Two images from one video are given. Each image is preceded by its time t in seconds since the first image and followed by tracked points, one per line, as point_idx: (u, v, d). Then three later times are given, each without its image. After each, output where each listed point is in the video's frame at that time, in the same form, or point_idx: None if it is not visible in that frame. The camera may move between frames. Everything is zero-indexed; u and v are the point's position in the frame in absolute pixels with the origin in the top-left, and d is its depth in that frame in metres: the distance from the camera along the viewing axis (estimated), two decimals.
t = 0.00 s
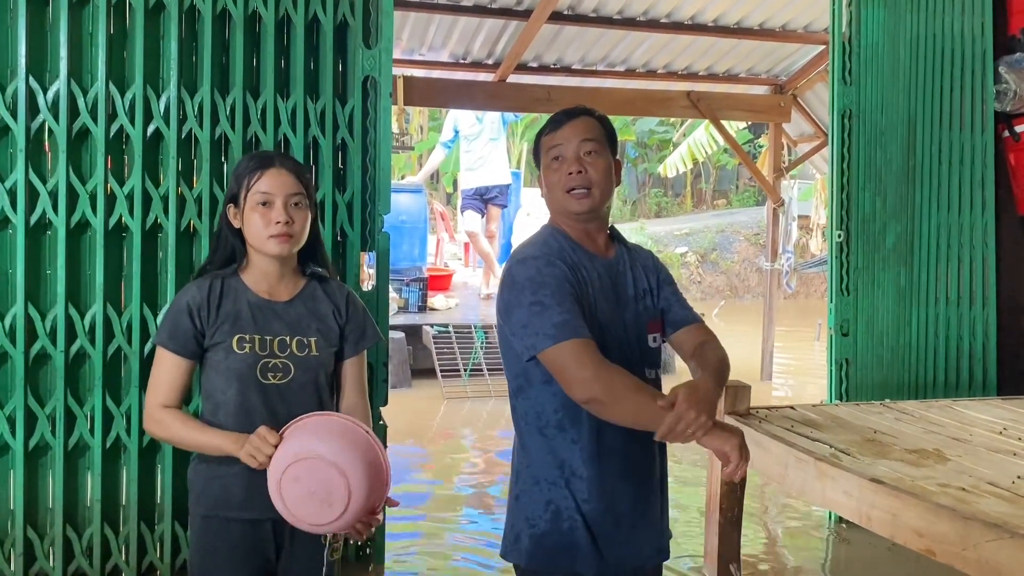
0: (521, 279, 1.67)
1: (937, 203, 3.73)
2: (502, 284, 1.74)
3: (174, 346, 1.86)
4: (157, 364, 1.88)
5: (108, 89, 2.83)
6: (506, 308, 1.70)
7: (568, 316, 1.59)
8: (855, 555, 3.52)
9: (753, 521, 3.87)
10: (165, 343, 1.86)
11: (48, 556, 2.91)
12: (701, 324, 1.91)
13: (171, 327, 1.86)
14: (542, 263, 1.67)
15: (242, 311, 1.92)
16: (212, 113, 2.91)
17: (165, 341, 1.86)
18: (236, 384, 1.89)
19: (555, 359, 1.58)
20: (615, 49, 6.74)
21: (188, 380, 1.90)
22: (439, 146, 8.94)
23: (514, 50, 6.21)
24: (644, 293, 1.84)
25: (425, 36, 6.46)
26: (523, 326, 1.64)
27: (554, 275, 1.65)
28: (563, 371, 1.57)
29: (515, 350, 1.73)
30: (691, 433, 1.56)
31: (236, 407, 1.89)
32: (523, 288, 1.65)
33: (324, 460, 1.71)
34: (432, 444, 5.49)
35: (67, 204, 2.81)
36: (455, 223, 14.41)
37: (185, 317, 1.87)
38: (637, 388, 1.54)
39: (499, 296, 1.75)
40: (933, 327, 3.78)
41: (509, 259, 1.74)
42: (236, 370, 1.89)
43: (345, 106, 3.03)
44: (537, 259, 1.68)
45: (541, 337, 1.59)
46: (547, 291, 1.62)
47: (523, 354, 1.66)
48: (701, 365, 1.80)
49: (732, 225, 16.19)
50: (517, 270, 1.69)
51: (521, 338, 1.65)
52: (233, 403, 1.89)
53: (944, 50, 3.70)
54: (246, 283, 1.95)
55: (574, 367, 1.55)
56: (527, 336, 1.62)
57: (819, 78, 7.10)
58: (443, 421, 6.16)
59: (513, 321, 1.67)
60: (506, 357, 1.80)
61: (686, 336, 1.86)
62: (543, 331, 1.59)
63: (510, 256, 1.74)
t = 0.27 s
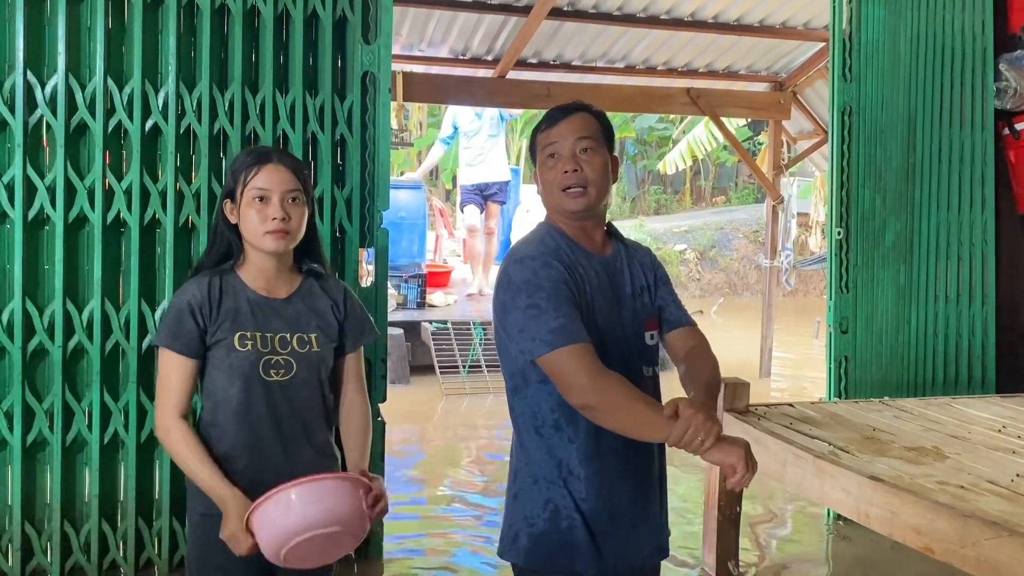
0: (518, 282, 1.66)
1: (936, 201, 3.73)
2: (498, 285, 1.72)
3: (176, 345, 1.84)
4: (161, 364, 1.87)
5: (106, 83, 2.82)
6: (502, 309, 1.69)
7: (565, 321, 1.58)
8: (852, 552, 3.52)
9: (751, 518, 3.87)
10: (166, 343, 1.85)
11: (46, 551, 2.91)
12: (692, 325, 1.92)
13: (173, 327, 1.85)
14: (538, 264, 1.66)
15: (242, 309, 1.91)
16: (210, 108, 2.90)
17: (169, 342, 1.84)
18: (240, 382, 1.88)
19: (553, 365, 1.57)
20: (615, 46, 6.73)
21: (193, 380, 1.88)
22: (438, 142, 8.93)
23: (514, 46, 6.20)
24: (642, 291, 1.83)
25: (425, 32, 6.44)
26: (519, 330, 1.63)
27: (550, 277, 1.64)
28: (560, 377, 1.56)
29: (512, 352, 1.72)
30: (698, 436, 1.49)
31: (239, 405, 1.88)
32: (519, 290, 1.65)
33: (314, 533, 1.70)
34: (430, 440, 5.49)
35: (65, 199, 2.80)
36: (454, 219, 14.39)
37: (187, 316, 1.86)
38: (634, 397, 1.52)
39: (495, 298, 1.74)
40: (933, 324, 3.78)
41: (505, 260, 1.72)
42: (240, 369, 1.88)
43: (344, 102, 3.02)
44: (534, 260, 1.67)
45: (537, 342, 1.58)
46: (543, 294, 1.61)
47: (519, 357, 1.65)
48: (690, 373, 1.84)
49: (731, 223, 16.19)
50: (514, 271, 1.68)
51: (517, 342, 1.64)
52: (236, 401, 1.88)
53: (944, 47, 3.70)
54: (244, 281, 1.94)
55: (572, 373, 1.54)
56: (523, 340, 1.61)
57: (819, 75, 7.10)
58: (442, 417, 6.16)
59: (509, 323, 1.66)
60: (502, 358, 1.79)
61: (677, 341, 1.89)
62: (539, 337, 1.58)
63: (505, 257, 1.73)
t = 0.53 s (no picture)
0: (515, 281, 1.66)
1: (936, 198, 3.72)
2: (496, 284, 1.72)
3: (179, 343, 1.84)
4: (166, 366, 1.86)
5: (105, 77, 2.81)
6: (499, 309, 1.69)
7: (563, 322, 1.58)
8: (850, 548, 3.52)
9: (750, 514, 3.88)
10: (168, 342, 1.84)
11: (44, 546, 2.90)
12: (690, 323, 1.91)
13: (176, 326, 1.84)
14: (536, 263, 1.65)
15: (242, 305, 1.91)
16: (209, 102, 2.90)
17: (172, 341, 1.84)
18: (245, 379, 1.87)
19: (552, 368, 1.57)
20: (615, 41, 6.72)
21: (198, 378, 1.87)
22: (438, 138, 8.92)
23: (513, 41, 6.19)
24: (641, 287, 1.83)
25: (425, 27, 6.43)
26: (516, 331, 1.63)
27: (548, 276, 1.64)
28: (559, 379, 1.57)
29: (510, 350, 1.72)
30: (701, 431, 1.52)
31: (242, 402, 1.88)
32: (517, 290, 1.64)
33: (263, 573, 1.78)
34: (429, 436, 5.49)
35: (63, 193, 2.79)
36: (453, 215, 14.39)
37: (189, 314, 1.85)
38: (630, 399, 1.53)
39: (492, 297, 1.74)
40: (932, 321, 3.78)
41: (503, 258, 1.72)
42: (243, 366, 1.87)
43: (343, 96, 3.02)
44: (531, 259, 1.67)
45: (535, 344, 1.59)
46: (541, 295, 1.61)
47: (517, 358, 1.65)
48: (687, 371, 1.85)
49: (731, 220, 16.19)
50: (512, 270, 1.67)
51: (515, 342, 1.64)
52: (240, 399, 1.88)
53: (946, 44, 3.69)
54: (243, 277, 1.94)
55: (570, 375, 1.55)
56: (521, 340, 1.61)
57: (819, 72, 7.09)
58: (440, 413, 6.16)
59: (507, 323, 1.65)
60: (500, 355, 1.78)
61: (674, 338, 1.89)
62: (537, 338, 1.58)
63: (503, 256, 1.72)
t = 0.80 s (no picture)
0: (515, 276, 1.65)
1: (937, 194, 3.72)
2: (495, 279, 1.71)
3: (175, 338, 1.83)
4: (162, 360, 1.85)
5: (104, 70, 2.80)
6: (498, 304, 1.68)
7: (562, 316, 1.57)
8: (850, 545, 3.52)
9: (749, 510, 3.88)
10: (163, 337, 1.83)
11: (43, 540, 2.90)
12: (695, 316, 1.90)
13: (170, 320, 1.83)
14: (535, 258, 1.65)
15: (237, 300, 1.90)
16: (209, 96, 2.89)
17: (167, 335, 1.83)
18: (237, 374, 1.87)
19: (550, 361, 1.56)
20: (616, 37, 6.70)
21: (195, 373, 1.86)
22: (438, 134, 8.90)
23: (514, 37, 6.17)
24: (641, 282, 1.82)
25: (425, 22, 6.41)
26: (515, 325, 1.62)
27: (547, 271, 1.63)
28: (556, 373, 1.56)
29: (509, 345, 1.71)
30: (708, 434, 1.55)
31: (237, 397, 1.87)
32: (516, 285, 1.64)
33: None
34: (429, 431, 5.48)
35: (63, 187, 2.78)
36: (453, 211, 14.38)
37: (182, 309, 1.84)
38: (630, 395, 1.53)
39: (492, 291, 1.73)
40: (932, 317, 3.78)
41: (502, 254, 1.71)
42: (237, 361, 1.86)
43: (343, 90, 3.01)
44: (530, 254, 1.66)
45: (534, 337, 1.58)
46: (540, 289, 1.60)
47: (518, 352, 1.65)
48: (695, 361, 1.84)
49: (731, 216, 16.18)
50: (510, 265, 1.67)
51: (515, 337, 1.63)
52: (234, 394, 1.87)
53: (948, 40, 3.68)
54: (238, 271, 1.93)
55: (568, 371, 1.54)
56: (521, 333, 1.60)
57: (820, 68, 7.07)
58: (440, 408, 6.16)
59: (507, 318, 1.65)
60: (499, 351, 1.78)
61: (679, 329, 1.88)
62: (535, 332, 1.58)
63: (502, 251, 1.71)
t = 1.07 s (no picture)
0: (516, 273, 1.64)
1: (939, 191, 3.70)
2: (496, 277, 1.71)
3: (176, 333, 1.82)
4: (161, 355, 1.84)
5: (105, 65, 2.79)
6: (500, 301, 1.68)
7: (565, 314, 1.57)
8: (851, 541, 3.53)
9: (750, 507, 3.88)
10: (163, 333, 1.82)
11: (43, 536, 2.90)
12: (697, 309, 1.89)
13: (171, 316, 1.82)
14: (536, 256, 1.64)
15: (238, 296, 1.89)
16: (210, 91, 2.87)
17: (167, 330, 1.82)
18: (239, 370, 1.86)
19: (554, 359, 1.56)
20: (617, 33, 6.69)
21: (195, 369, 1.85)
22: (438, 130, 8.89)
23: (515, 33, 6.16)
24: (642, 279, 1.81)
25: (426, 17, 6.40)
26: (517, 322, 1.62)
27: (549, 268, 1.62)
28: (559, 369, 1.56)
29: (510, 343, 1.71)
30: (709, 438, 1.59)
31: (238, 393, 1.87)
32: (518, 282, 1.63)
33: None
34: (429, 428, 5.48)
35: (63, 182, 2.77)
36: (453, 207, 14.36)
37: (184, 304, 1.84)
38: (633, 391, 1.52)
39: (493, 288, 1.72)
40: (934, 315, 3.77)
41: (503, 250, 1.70)
42: (238, 357, 1.86)
43: (345, 85, 2.99)
44: (531, 251, 1.65)
45: (537, 333, 1.57)
46: (542, 286, 1.60)
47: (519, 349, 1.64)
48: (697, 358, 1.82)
49: (731, 213, 16.18)
50: (511, 262, 1.66)
51: (517, 335, 1.63)
52: (235, 390, 1.87)
53: (951, 35, 3.66)
54: (238, 267, 1.92)
55: (571, 368, 1.54)
56: (523, 331, 1.60)
57: (821, 65, 7.06)
58: (440, 405, 6.16)
59: (508, 315, 1.64)
60: (499, 348, 1.77)
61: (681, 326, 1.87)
62: (539, 329, 1.57)
63: (503, 248, 1.71)
